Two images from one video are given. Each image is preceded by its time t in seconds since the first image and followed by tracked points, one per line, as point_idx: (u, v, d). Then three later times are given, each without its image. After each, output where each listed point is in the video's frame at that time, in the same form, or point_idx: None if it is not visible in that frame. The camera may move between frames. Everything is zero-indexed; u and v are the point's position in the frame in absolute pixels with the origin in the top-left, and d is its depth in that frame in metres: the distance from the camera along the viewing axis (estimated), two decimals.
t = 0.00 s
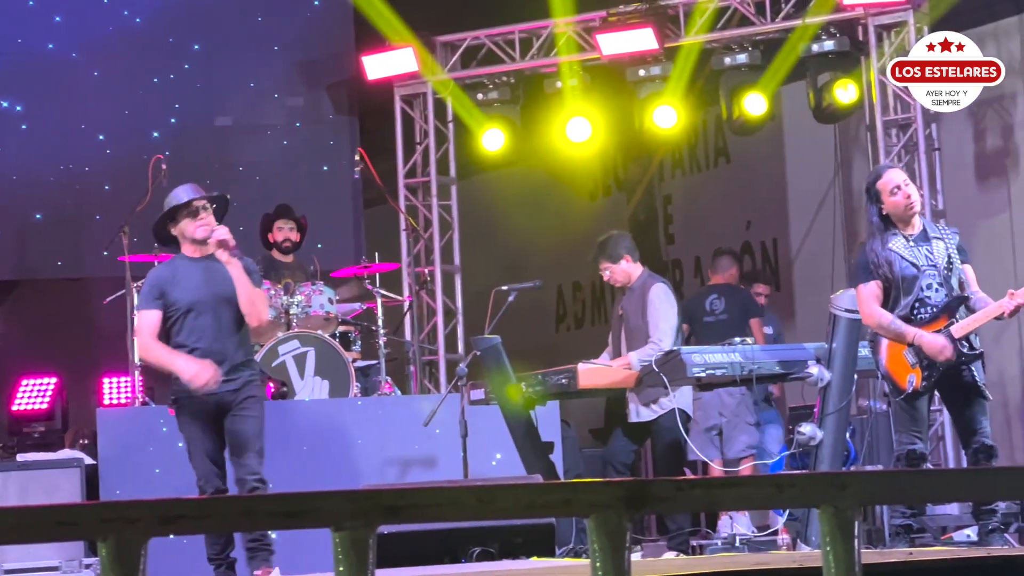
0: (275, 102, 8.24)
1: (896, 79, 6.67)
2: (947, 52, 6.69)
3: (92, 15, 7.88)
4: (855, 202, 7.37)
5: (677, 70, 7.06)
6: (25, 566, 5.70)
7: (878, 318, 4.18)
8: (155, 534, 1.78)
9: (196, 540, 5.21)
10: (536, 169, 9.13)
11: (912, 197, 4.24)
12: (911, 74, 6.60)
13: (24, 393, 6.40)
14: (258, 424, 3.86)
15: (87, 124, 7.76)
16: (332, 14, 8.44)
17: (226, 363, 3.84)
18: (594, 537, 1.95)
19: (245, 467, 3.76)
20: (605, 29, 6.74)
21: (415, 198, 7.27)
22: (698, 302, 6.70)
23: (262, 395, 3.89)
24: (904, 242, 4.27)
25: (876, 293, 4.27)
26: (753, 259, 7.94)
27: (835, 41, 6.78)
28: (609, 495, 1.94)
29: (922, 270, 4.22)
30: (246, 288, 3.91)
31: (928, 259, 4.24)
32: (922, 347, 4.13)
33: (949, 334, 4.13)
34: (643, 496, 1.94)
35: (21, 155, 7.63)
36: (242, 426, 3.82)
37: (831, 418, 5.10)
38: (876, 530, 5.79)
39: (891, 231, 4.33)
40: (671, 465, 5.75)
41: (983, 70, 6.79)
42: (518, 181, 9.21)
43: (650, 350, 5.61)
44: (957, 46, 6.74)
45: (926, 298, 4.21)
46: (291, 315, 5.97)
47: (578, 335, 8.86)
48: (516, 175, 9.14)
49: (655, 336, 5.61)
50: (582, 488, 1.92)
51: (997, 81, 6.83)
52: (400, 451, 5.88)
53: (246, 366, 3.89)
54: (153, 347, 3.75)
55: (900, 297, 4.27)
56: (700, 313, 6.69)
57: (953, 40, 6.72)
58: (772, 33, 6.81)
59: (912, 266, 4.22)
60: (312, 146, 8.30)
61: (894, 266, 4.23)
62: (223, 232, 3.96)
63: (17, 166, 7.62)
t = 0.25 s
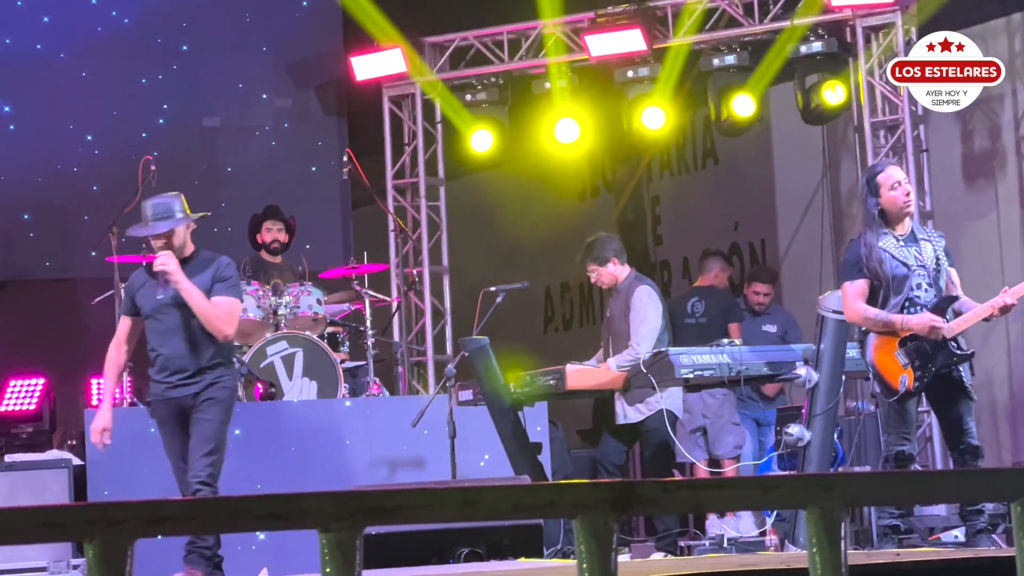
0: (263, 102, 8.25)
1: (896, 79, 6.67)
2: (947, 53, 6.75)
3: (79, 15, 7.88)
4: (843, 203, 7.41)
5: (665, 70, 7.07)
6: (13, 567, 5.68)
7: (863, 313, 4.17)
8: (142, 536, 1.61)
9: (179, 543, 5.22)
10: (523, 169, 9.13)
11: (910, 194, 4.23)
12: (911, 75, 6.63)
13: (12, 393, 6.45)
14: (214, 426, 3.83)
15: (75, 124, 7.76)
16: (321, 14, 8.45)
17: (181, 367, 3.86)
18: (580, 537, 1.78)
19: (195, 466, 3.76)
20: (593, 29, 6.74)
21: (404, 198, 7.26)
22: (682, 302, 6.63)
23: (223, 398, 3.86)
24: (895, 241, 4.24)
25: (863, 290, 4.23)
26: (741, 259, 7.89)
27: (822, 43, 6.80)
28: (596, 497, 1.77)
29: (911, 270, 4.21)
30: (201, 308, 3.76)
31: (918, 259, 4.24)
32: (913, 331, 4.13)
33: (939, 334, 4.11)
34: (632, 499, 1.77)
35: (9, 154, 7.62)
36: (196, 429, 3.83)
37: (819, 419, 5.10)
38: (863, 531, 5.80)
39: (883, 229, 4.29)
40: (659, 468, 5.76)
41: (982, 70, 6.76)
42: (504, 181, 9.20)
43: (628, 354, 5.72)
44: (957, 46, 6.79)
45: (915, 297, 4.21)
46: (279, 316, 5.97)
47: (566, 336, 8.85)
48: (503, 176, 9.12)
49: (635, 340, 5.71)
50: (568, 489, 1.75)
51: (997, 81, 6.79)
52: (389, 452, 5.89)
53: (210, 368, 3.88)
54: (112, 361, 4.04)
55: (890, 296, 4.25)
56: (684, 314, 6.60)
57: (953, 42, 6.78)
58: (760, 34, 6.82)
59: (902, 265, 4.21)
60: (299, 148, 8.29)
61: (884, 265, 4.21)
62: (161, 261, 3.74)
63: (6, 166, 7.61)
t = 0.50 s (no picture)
0: (257, 103, 8.25)
1: (896, 79, 6.70)
2: (947, 53, 6.87)
3: (72, 16, 7.87)
4: (836, 203, 7.46)
5: (659, 71, 7.08)
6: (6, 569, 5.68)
7: (860, 317, 4.12)
8: (134, 537, 1.76)
9: (159, 544, 5.22)
10: (516, 170, 9.11)
11: (901, 197, 4.25)
12: (911, 75, 6.70)
13: (5, 395, 6.43)
14: (181, 433, 3.64)
15: (68, 125, 7.76)
16: (314, 15, 8.46)
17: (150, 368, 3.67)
18: (573, 539, 1.95)
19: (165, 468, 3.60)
20: (587, 29, 6.74)
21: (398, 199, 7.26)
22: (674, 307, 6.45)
23: (189, 404, 3.65)
24: (885, 243, 4.23)
25: (856, 291, 4.18)
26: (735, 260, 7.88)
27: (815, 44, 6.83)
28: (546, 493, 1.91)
29: (902, 273, 4.22)
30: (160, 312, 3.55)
31: (907, 261, 4.25)
32: (905, 344, 4.13)
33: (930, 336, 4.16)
34: (622, 501, 1.94)
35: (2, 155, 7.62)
36: (163, 435, 3.65)
37: (812, 421, 5.08)
38: (857, 532, 5.80)
39: (873, 230, 4.28)
40: (652, 468, 5.77)
41: (982, 70, 6.82)
42: (498, 181, 9.19)
43: (622, 354, 5.74)
44: (957, 46, 6.89)
45: (905, 300, 4.23)
46: (272, 318, 5.96)
47: (560, 337, 8.83)
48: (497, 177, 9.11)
49: (628, 340, 5.74)
50: (563, 491, 1.93)
51: (997, 82, 6.81)
52: (383, 453, 5.88)
53: (174, 372, 3.68)
54: (108, 354, 4.02)
55: (880, 299, 4.24)
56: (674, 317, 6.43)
57: (953, 41, 6.89)
58: (754, 35, 6.86)
59: (893, 268, 4.21)
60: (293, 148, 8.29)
61: (876, 267, 4.19)
62: (125, 261, 3.57)
63: None
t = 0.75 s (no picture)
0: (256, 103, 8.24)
1: (897, 79, 6.69)
2: (947, 53, 6.87)
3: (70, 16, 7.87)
4: (833, 205, 7.41)
5: (658, 71, 7.07)
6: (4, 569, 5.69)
7: (855, 316, 4.15)
8: (133, 538, 1.84)
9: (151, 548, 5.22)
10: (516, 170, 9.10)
11: (896, 198, 4.25)
12: (911, 75, 6.69)
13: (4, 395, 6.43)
14: (150, 435, 3.54)
15: (67, 126, 7.75)
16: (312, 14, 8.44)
17: (117, 365, 3.59)
18: (574, 542, 2.00)
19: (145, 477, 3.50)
20: (585, 29, 6.75)
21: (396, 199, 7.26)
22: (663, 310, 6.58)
23: (153, 404, 3.55)
24: (882, 244, 4.24)
25: (852, 292, 4.19)
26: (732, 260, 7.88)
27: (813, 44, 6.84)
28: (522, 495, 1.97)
29: (900, 274, 4.22)
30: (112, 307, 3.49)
31: (905, 262, 4.26)
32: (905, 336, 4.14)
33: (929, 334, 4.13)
34: (623, 501, 1.99)
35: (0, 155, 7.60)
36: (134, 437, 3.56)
37: (809, 422, 5.03)
38: (855, 533, 5.80)
39: (868, 231, 4.29)
40: (649, 468, 5.78)
41: (982, 70, 6.81)
42: (498, 182, 9.18)
43: (621, 354, 5.75)
44: (957, 46, 6.89)
45: (903, 301, 4.22)
46: (271, 318, 5.96)
47: (558, 337, 8.80)
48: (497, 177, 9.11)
49: (626, 340, 5.73)
50: (561, 493, 1.98)
51: (998, 81, 6.82)
52: (381, 454, 5.89)
53: (130, 371, 3.59)
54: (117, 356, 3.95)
55: (878, 299, 4.24)
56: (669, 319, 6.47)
57: (953, 41, 6.89)
58: (752, 36, 6.86)
59: (891, 269, 4.21)
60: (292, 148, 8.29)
61: (873, 268, 4.20)
62: (80, 258, 3.57)
63: None
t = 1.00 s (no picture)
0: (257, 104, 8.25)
1: (897, 80, 6.69)
2: (947, 53, 6.87)
3: (70, 15, 7.86)
4: (834, 207, 7.40)
5: (658, 72, 7.07)
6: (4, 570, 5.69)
7: (864, 321, 4.11)
8: (135, 539, 1.81)
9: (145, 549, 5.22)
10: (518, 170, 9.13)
11: (900, 199, 4.25)
12: (911, 75, 6.69)
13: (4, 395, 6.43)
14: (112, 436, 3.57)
15: (67, 126, 7.76)
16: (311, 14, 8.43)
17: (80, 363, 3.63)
18: (574, 542, 1.99)
19: (130, 475, 3.59)
20: (586, 30, 6.75)
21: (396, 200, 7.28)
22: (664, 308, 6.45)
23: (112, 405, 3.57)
24: (887, 245, 4.24)
25: (860, 295, 4.17)
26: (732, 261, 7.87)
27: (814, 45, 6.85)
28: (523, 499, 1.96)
29: (905, 274, 4.22)
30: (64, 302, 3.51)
31: (911, 263, 4.25)
32: (907, 352, 4.12)
33: (932, 339, 4.14)
34: (622, 502, 1.98)
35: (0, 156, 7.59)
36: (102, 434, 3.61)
37: (810, 423, 5.02)
38: (856, 533, 5.80)
39: (873, 233, 4.29)
40: (648, 468, 5.79)
41: (981, 70, 6.83)
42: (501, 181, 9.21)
43: (621, 354, 5.75)
44: (957, 46, 6.90)
45: (908, 302, 4.23)
46: (271, 319, 5.96)
47: (557, 338, 8.81)
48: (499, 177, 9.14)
49: (627, 340, 5.73)
50: (561, 494, 1.96)
51: (997, 82, 6.83)
52: (381, 455, 5.89)
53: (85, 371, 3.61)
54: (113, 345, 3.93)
55: (883, 301, 4.25)
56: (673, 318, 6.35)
57: (953, 41, 6.90)
58: (753, 37, 6.85)
59: (896, 270, 4.21)
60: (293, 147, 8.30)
61: (878, 270, 4.19)
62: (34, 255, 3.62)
63: None
